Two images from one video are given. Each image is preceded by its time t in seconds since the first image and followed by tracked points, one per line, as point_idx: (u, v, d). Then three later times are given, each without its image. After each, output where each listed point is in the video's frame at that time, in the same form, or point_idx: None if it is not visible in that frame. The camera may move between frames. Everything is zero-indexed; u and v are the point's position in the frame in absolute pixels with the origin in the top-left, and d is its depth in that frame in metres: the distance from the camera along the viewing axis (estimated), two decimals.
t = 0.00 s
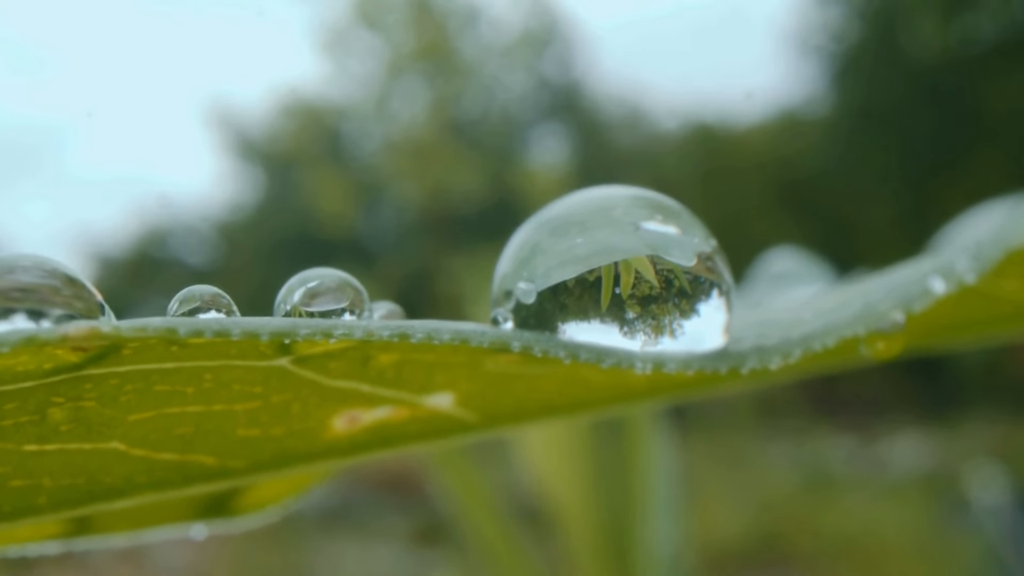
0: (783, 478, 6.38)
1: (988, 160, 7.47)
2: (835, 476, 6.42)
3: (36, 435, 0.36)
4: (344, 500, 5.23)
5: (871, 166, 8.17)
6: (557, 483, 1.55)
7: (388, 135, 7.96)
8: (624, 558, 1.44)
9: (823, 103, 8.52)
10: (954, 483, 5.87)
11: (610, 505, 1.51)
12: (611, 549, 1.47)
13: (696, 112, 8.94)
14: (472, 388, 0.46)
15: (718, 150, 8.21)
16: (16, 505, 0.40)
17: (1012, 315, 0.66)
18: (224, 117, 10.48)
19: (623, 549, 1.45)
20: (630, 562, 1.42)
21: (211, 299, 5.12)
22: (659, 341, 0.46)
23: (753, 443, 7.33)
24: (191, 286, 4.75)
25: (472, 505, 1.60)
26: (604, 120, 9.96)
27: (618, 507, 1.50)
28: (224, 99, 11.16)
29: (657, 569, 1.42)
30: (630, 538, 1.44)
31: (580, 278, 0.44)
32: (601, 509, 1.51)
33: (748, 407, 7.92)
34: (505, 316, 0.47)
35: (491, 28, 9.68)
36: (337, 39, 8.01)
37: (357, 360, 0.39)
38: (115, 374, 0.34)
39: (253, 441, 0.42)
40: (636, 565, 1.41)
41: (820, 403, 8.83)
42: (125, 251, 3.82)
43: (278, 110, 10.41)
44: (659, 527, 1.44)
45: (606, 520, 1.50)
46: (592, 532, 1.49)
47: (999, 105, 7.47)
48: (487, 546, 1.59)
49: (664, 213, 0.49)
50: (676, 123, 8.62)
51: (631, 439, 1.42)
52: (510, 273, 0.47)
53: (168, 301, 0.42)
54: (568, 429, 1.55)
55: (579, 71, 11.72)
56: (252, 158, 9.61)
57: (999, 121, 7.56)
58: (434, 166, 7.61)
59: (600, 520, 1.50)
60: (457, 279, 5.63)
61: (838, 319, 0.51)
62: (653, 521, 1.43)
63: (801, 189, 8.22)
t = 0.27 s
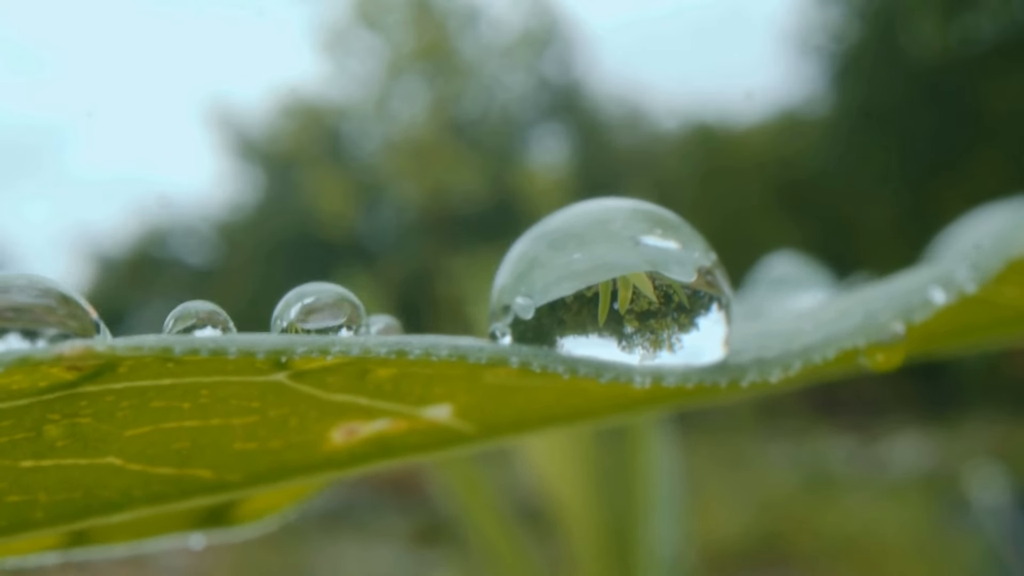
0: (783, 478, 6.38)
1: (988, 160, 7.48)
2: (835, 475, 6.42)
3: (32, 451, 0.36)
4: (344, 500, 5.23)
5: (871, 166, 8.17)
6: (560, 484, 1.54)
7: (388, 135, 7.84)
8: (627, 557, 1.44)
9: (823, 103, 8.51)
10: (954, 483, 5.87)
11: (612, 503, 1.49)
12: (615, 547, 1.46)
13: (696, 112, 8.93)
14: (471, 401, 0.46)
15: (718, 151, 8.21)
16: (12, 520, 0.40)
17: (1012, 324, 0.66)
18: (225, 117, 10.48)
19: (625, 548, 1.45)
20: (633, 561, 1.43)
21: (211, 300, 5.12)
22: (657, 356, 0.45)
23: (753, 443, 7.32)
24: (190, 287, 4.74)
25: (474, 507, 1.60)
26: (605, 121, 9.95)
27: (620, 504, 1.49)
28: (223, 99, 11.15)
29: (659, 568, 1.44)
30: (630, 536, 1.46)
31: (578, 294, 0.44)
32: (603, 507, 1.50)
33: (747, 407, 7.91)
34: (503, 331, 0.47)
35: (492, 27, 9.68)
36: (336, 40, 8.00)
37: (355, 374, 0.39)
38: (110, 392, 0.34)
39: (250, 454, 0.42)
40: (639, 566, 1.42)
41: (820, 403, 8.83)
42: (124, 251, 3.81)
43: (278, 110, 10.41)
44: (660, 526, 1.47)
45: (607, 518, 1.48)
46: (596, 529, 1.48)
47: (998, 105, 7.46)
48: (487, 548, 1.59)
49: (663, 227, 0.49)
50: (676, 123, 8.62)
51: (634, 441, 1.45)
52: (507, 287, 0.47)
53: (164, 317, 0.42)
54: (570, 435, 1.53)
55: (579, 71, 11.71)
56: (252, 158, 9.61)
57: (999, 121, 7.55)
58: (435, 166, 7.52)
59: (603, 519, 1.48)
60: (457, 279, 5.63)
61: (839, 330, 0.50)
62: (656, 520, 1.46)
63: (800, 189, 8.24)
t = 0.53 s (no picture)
0: (783, 478, 6.38)
1: (988, 160, 7.48)
2: (835, 476, 6.42)
3: (45, 446, 0.36)
4: (345, 500, 5.22)
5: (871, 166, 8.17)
6: (561, 484, 1.58)
7: (388, 135, 7.92)
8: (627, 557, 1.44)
9: (823, 103, 8.51)
10: (954, 483, 5.87)
11: (614, 503, 1.52)
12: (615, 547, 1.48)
13: (696, 112, 8.93)
14: (477, 396, 0.47)
15: (718, 151, 8.21)
16: (23, 515, 0.40)
17: (1015, 322, 0.66)
18: (225, 117, 10.48)
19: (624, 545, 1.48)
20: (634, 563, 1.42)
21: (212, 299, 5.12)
22: (667, 350, 0.46)
23: (753, 444, 7.33)
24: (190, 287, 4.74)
25: (476, 506, 1.60)
26: (605, 121, 9.95)
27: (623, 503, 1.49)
28: (223, 98, 11.16)
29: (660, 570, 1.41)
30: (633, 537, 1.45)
31: (587, 289, 0.45)
32: (604, 506, 1.53)
33: (747, 407, 7.91)
34: (512, 326, 0.47)
35: (491, 28, 9.68)
36: (336, 40, 8.00)
37: (365, 370, 0.39)
38: (125, 385, 0.34)
39: (261, 450, 0.42)
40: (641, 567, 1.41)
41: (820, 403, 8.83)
42: (124, 251, 3.81)
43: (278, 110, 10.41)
44: (664, 528, 1.44)
45: (608, 519, 1.51)
46: (597, 532, 1.50)
47: (999, 105, 7.45)
48: (490, 546, 1.59)
49: (672, 223, 0.49)
50: (676, 124, 8.62)
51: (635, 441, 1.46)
52: (517, 282, 0.47)
53: (178, 311, 0.42)
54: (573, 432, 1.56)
55: (579, 71, 11.71)
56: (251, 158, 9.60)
57: (999, 121, 7.56)
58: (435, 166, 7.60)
59: (603, 519, 1.51)
60: (458, 279, 5.64)
61: (844, 326, 0.51)
62: (658, 521, 1.44)
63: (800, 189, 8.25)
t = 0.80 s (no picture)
0: (783, 478, 6.39)
1: (988, 160, 7.49)
2: (835, 475, 6.42)
3: (43, 452, 0.36)
4: (345, 500, 5.22)
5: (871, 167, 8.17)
6: (562, 484, 1.56)
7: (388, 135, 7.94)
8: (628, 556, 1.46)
9: (823, 103, 8.51)
10: (954, 483, 5.87)
11: (614, 503, 1.53)
12: (616, 546, 1.49)
13: (696, 112, 8.94)
14: (474, 402, 0.47)
15: (718, 151, 8.21)
16: (23, 521, 0.40)
17: (1011, 325, 0.66)
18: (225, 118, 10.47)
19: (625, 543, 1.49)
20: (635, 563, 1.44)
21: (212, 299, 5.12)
22: (661, 357, 0.46)
23: (753, 444, 7.33)
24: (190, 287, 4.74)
25: (475, 507, 1.61)
26: (605, 121, 9.96)
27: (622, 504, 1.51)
28: (223, 99, 11.16)
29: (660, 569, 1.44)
30: (632, 537, 1.47)
31: (582, 296, 0.45)
32: (605, 507, 1.53)
33: (747, 408, 7.91)
34: (507, 333, 0.47)
35: (491, 28, 9.69)
36: (336, 39, 7.99)
37: (361, 376, 0.39)
38: (121, 393, 0.34)
39: (258, 455, 0.43)
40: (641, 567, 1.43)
41: (821, 404, 8.82)
42: (125, 251, 3.81)
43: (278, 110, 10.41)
44: (664, 527, 1.46)
45: (609, 518, 1.51)
46: (598, 532, 1.51)
47: (998, 105, 7.48)
48: (490, 548, 1.60)
49: (667, 230, 0.49)
50: (676, 124, 8.63)
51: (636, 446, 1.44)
52: (513, 289, 0.47)
53: (173, 319, 0.42)
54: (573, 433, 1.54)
55: (578, 72, 11.70)
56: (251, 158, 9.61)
57: (999, 122, 7.56)
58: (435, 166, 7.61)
59: (603, 519, 1.51)
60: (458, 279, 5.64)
61: (838, 333, 0.51)
62: (658, 521, 1.46)
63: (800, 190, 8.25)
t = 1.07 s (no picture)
0: (783, 478, 6.38)
1: (988, 160, 7.48)
2: (835, 475, 6.42)
3: (37, 456, 0.36)
4: (345, 499, 5.22)
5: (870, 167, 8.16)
6: (560, 484, 1.57)
7: (387, 135, 7.63)
8: (627, 555, 1.47)
9: (823, 103, 8.51)
10: (954, 483, 5.86)
11: (612, 504, 1.52)
12: (615, 546, 1.49)
13: (696, 112, 8.95)
14: (471, 404, 0.46)
15: (718, 151, 8.22)
16: (17, 524, 0.40)
17: (1012, 325, 0.66)
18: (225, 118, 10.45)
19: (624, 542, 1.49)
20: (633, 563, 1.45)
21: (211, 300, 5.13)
22: (658, 358, 0.46)
23: (753, 444, 7.34)
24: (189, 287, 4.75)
25: (474, 509, 1.61)
26: (605, 120, 9.97)
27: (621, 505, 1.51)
28: (223, 98, 11.16)
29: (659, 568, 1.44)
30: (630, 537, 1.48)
31: (579, 297, 0.45)
32: (603, 507, 1.52)
33: (747, 408, 7.92)
34: (504, 334, 0.47)
35: (491, 27, 9.69)
36: (336, 39, 8.00)
37: (358, 378, 0.39)
38: (115, 397, 0.34)
39: (254, 458, 0.43)
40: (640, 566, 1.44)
41: (821, 404, 8.83)
42: (125, 251, 3.82)
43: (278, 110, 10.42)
44: (663, 527, 1.47)
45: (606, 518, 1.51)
46: (596, 532, 1.50)
47: (998, 105, 7.49)
48: (488, 549, 1.59)
49: (664, 230, 0.49)
50: (676, 124, 8.64)
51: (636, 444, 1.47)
52: (509, 290, 0.47)
53: (168, 321, 0.42)
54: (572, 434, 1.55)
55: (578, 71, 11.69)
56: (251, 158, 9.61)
57: (999, 122, 7.56)
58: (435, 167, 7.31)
59: (602, 518, 1.51)
60: (458, 280, 5.64)
61: (837, 334, 0.51)
62: (658, 520, 1.47)
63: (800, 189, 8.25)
